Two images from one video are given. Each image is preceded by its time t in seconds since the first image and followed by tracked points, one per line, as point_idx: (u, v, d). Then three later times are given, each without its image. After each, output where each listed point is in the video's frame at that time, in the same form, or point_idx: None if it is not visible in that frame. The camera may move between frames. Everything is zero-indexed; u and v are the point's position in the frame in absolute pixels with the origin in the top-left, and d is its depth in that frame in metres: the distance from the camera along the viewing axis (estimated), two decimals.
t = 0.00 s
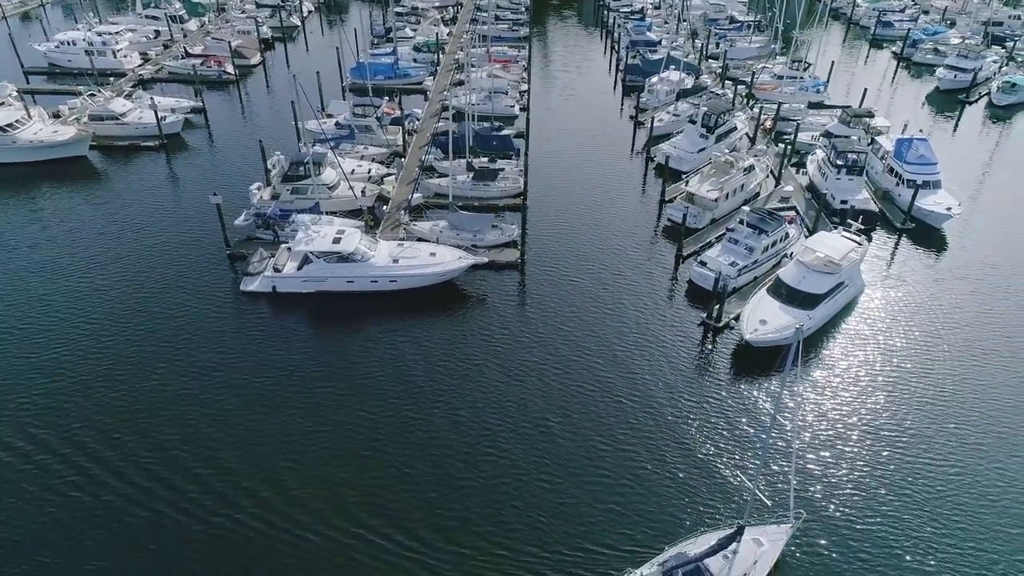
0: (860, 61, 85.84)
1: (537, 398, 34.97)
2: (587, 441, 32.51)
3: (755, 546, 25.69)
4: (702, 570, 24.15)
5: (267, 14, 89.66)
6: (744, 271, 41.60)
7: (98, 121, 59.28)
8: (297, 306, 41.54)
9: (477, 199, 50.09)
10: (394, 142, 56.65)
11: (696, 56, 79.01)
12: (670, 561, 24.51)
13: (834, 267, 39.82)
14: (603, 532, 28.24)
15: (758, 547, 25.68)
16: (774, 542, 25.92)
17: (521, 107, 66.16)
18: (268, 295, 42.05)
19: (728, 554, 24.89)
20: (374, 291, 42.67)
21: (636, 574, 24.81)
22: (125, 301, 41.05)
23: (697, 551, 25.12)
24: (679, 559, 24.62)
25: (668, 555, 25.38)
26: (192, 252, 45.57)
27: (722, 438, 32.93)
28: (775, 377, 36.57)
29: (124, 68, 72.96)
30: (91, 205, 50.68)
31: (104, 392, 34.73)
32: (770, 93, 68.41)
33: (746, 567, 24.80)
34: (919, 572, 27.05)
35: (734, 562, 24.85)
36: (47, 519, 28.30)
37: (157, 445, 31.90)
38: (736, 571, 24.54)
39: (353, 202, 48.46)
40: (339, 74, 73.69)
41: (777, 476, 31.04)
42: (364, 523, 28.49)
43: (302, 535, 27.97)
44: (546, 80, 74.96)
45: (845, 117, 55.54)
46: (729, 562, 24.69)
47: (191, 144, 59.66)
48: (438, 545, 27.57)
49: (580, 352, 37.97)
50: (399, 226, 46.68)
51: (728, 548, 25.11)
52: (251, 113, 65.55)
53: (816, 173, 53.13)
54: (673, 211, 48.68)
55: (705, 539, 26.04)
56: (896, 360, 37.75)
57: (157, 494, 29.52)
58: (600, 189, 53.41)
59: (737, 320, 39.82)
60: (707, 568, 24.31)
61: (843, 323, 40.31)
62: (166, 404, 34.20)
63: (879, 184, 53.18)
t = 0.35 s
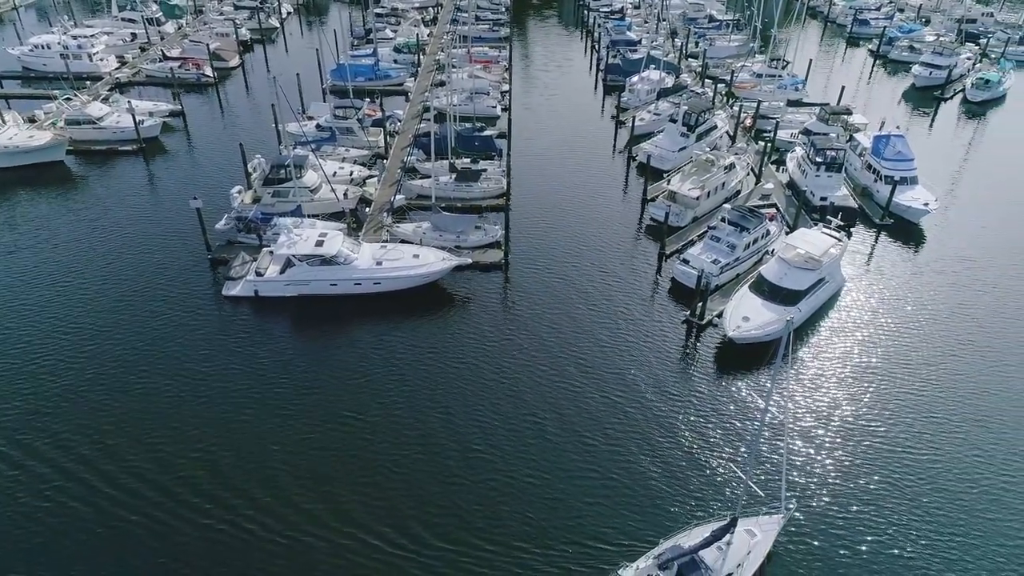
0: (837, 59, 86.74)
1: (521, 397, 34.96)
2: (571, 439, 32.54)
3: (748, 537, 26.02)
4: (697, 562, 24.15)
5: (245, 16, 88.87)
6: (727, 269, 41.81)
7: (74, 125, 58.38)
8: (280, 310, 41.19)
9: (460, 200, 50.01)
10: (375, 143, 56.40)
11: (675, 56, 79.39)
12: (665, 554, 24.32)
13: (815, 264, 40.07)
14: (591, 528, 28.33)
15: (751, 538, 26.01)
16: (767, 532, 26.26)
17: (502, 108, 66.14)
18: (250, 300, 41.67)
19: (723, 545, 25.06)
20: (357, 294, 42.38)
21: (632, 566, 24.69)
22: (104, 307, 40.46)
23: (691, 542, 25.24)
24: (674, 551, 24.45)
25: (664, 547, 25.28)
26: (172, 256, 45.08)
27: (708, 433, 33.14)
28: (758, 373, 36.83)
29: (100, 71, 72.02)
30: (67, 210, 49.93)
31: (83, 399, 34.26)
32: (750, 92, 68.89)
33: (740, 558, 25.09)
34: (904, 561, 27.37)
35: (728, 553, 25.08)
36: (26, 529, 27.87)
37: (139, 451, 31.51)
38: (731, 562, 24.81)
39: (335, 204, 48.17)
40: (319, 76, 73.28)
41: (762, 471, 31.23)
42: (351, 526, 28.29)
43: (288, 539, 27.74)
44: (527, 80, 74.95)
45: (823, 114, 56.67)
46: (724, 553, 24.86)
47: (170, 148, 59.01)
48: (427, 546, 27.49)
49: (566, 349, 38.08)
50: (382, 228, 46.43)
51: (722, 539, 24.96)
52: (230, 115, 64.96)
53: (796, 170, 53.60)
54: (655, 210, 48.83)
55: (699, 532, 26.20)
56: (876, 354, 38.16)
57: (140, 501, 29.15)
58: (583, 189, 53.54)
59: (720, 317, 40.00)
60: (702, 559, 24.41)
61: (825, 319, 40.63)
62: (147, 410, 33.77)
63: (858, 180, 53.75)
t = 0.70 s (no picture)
0: (812, 57, 87.67)
1: (505, 395, 34.94)
2: (554, 436, 32.59)
3: (739, 528, 26.53)
4: (691, 554, 24.90)
5: (220, 18, 87.92)
6: (706, 266, 42.12)
7: (47, 130, 57.46)
8: (260, 315, 40.85)
9: (440, 202, 49.86)
10: (354, 145, 56.14)
11: (653, 54, 79.80)
12: (659, 546, 25.07)
13: (792, 259, 40.46)
14: (575, 524, 28.42)
15: (743, 528, 26.54)
16: (757, 523, 26.86)
17: (481, 108, 66.12)
18: (229, 304, 41.22)
19: (715, 536, 25.89)
20: (338, 297, 42.13)
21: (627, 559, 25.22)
22: (79, 314, 39.87)
23: (684, 534, 25.94)
24: (669, 543, 25.23)
25: (658, 538, 25.89)
26: (149, 262, 44.51)
27: (690, 429, 33.34)
28: (738, 369, 37.13)
29: (72, 75, 70.90)
30: (41, 217, 49.11)
31: (59, 408, 33.76)
32: (727, 90, 69.45)
33: (731, 548, 25.67)
34: (885, 551, 27.72)
35: (720, 544, 25.88)
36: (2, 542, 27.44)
37: (117, 460, 31.10)
38: (723, 553, 25.45)
39: (314, 207, 47.81)
40: (296, 78, 72.75)
41: (743, 465, 31.50)
42: (333, 529, 28.14)
43: (270, 544, 27.55)
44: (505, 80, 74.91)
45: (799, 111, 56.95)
46: (716, 545, 25.63)
47: (146, 152, 58.25)
48: (411, 548, 27.39)
49: (548, 348, 38.11)
50: (362, 230, 46.20)
51: (714, 530, 25.84)
52: (206, 119, 64.29)
53: (773, 168, 54.08)
54: (635, 208, 49.06)
55: (691, 522, 26.81)
56: (854, 348, 38.58)
57: (119, 510, 28.80)
58: (563, 188, 53.61)
59: (700, 314, 40.28)
60: (695, 551, 25.16)
61: (803, 314, 41.03)
62: (126, 417, 33.35)
63: (834, 177, 54.35)
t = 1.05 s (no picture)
0: (786, 54, 88.55)
1: (487, 394, 35.02)
2: (537, 434, 32.71)
3: (728, 517, 26.90)
4: (682, 544, 25.17)
5: (192, 20, 86.81)
6: (685, 263, 42.40)
7: (17, 135, 56.38)
8: (239, 319, 40.43)
9: (419, 203, 49.68)
10: (331, 147, 55.80)
11: (629, 53, 80.13)
12: (651, 538, 25.27)
13: (769, 255, 40.84)
14: (559, 520, 28.55)
15: (732, 517, 26.90)
16: (746, 511, 27.22)
17: (459, 108, 66.01)
18: (207, 310, 40.69)
19: (706, 526, 26.25)
20: (318, 300, 41.82)
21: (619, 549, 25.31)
22: (53, 322, 39.18)
23: (675, 525, 26.24)
24: (661, 534, 25.46)
25: (650, 530, 26.05)
26: (124, 267, 43.87)
27: (672, 423, 33.62)
28: (719, 364, 37.43)
29: (41, 79, 69.61)
30: (12, 223, 48.17)
31: (35, 417, 33.19)
32: (702, 87, 69.96)
33: (722, 537, 26.06)
34: (865, 539, 28.09)
35: (711, 534, 26.21)
36: None
37: (95, 469, 30.65)
38: (713, 542, 25.82)
39: (292, 210, 47.40)
40: (271, 80, 72.12)
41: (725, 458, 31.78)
42: (317, 532, 28.00)
43: (253, 548, 27.33)
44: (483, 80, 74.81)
45: (774, 108, 57.77)
46: (707, 534, 25.98)
47: (119, 157, 57.39)
48: (395, 549, 27.32)
49: (530, 346, 38.27)
50: (341, 233, 45.91)
51: (705, 520, 26.16)
52: (180, 122, 63.50)
53: (749, 165, 54.58)
54: (613, 207, 49.26)
55: (681, 514, 27.15)
56: (831, 341, 39.02)
57: (98, 519, 28.41)
58: (542, 187, 53.68)
59: (681, 311, 40.55)
60: (687, 541, 25.45)
61: (781, 309, 41.42)
62: (103, 425, 32.89)
63: (809, 172, 54.96)
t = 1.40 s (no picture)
0: (760, 51, 89.37)
1: (471, 393, 34.97)
2: (521, 431, 32.75)
3: (718, 507, 27.17)
4: (673, 534, 25.37)
5: (165, 21, 85.68)
6: (664, 260, 42.62)
7: None
8: (217, 324, 39.96)
9: (398, 204, 49.48)
10: (309, 149, 55.42)
11: (605, 52, 80.38)
12: (643, 529, 25.41)
13: (747, 251, 41.19)
14: (544, 516, 28.65)
15: (721, 507, 27.19)
16: (735, 501, 27.59)
17: (437, 108, 65.89)
18: (184, 315, 40.14)
19: (696, 516, 26.37)
20: (297, 304, 41.45)
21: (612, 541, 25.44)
22: (26, 329, 38.49)
23: (666, 516, 26.35)
24: (652, 525, 25.59)
25: (641, 521, 26.17)
26: (100, 273, 43.23)
27: (654, 418, 33.86)
28: (699, 360, 37.65)
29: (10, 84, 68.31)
30: None
31: (9, 427, 32.61)
32: (679, 85, 70.42)
33: (712, 526, 26.23)
34: (844, 527, 28.46)
35: (702, 523, 26.28)
36: None
37: (73, 477, 30.21)
38: (704, 531, 25.96)
39: (270, 213, 46.99)
40: (246, 81, 71.41)
41: (706, 452, 31.99)
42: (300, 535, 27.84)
43: (236, 553, 27.12)
44: (460, 80, 74.68)
45: (749, 106, 58.48)
46: (698, 524, 26.09)
47: (92, 162, 56.51)
48: (379, 549, 27.22)
49: (512, 343, 38.33)
50: (320, 235, 45.59)
51: (695, 511, 26.26)
52: (154, 125, 62.67)
53: (726, 162, 55.06)
54: (592, 205, 49.43)
55: (672, 504, 27.24)
56: (808, 334, 39.47)
57: (77, 528, 28.01)
58: (522, 187, 53.70)
59: (661, 308, 40.76)
60: (678, 531, 25.60)
61: (760, 304, 41.75)
62: (80, 432, 32.40)
63: (785, 168, 55.55)
